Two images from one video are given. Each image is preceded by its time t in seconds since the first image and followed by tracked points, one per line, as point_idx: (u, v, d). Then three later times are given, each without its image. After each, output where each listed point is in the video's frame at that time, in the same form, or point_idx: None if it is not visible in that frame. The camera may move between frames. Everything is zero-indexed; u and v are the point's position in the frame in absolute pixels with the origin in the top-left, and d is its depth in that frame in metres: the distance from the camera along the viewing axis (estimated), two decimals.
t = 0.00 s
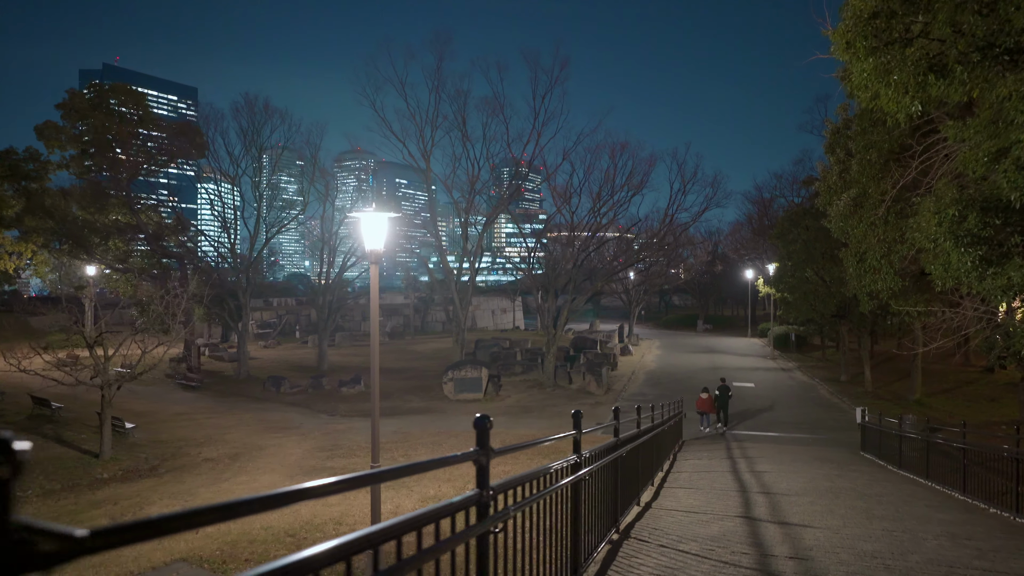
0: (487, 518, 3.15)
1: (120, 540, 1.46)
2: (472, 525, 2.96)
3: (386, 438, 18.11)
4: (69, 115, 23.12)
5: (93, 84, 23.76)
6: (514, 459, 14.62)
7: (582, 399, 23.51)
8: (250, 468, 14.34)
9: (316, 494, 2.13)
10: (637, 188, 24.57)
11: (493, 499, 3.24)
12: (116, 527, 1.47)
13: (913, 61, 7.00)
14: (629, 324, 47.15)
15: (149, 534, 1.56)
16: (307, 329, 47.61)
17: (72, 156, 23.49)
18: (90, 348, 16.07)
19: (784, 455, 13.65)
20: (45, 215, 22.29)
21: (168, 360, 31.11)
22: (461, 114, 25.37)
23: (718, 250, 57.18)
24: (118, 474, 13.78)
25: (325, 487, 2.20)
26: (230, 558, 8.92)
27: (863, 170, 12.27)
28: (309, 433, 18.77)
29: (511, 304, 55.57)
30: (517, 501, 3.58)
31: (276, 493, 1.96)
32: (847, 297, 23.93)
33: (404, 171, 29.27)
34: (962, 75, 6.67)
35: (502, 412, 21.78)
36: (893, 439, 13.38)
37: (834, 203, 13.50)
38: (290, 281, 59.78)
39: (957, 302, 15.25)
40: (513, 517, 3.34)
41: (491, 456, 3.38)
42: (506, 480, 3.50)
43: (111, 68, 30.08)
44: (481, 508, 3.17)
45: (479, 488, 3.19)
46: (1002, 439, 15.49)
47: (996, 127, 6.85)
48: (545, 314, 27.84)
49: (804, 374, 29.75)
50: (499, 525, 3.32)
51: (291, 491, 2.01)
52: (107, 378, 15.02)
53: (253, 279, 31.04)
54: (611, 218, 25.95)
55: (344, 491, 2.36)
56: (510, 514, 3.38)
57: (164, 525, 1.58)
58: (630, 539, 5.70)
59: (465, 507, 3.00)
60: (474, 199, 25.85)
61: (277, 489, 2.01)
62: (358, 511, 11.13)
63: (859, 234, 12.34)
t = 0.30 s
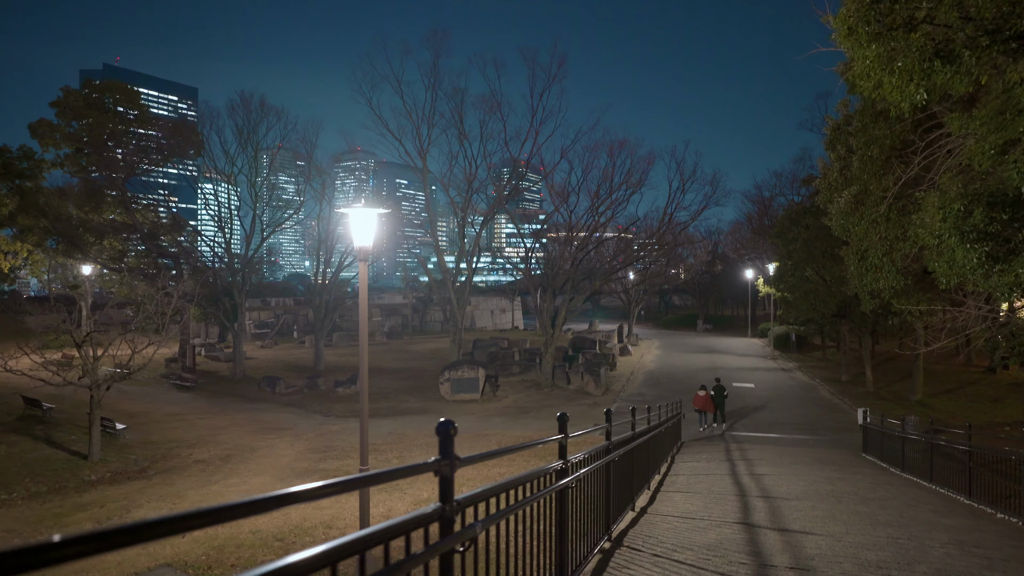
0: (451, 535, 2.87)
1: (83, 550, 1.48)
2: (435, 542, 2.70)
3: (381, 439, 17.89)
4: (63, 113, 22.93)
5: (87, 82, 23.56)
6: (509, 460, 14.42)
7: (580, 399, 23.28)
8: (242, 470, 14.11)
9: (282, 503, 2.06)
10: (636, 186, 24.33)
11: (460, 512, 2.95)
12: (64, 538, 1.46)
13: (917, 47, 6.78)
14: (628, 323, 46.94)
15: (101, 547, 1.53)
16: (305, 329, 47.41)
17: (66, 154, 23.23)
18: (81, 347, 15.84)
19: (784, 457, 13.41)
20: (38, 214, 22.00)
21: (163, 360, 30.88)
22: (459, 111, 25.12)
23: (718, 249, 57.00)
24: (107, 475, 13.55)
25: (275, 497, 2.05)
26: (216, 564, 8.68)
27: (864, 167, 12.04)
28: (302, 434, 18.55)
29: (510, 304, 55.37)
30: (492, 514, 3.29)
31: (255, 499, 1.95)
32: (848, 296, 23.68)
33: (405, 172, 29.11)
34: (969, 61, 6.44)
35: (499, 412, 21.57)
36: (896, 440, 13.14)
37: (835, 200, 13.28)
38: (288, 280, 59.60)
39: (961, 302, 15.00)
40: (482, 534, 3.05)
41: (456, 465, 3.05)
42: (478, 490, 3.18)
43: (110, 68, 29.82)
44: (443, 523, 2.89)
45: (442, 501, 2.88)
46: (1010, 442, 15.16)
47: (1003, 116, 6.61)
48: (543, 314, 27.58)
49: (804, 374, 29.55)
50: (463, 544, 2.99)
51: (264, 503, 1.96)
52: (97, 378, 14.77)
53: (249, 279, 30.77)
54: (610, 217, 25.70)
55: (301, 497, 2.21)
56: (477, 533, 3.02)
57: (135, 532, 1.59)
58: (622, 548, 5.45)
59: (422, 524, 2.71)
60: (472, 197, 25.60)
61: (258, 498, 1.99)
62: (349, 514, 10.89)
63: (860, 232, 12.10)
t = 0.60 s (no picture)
0: (411, 546, 2.63)
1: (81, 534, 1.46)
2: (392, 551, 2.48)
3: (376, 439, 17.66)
4: (55, 109, 22.87)
5: (80, 79, 23.36)
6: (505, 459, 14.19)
7: (578, 399, 23.03)
8: (233, 471, 13.86)
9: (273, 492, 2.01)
10: (634, 184, 24.07)
11: (419, 520, 2.71)
12: (60, 521, 1.42)
13: (925, 28, 6.55)
14: (627, 323, 46.70)
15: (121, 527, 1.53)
16: (303, 328, 47.19)
17: (60, 151, 23.23)
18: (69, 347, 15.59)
19: (785, 457, 13.17)
20: (30, 212, 21.73)
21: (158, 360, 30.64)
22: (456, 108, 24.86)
23: (718, 249, 56.76)
24: (95, 476, 13.30)
25: (235, 495, 1.88)
26: (200, 567, 8.44)
27: (866, 161, 11.80)
28: (296, 434, 18.31)
29: (509, 304, 55.14)
30: (462, 521, 3.04)
31: (247, 488, 1.91)
32: (848, 295, 23.46)
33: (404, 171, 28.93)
34: (980, 40, 6.20)
35: (496, 412, 21.34)
36: (897, 441, 12.89)
37: (836, 196, 13.05)
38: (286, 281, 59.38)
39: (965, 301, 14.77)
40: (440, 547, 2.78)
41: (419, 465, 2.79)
42: (444, 496, 2.93)
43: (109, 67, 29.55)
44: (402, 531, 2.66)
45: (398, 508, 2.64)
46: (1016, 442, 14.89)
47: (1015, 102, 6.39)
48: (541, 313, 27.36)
49: (805, 374, 29.32)
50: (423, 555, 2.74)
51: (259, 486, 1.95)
52: (86, 378, 14.52)
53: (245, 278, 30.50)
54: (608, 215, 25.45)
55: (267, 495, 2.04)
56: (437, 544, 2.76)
57: (127, 519, 1.54)
58: (615, 553, 5.20)
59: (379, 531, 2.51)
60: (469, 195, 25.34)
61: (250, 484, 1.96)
62: (340, 516, 10.65)
63: (862, 227, 11.84)
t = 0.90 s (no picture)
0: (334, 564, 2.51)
1: (44, 527, 1.61)
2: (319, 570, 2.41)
3: (363, 440, 17.41)
4: (39, 106, 22.41)
5: (67, 75, 22.95)
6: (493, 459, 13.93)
7: (569, 399, 22.78)
8: (214, 473, 13.58)
9: (238, 487, 2.10)
10: (626, 182, 23.81)
11: (345, 536, 2.60)
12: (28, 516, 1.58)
13: (920, 10, 6.32)
14: (621, 323, 46.50)
15: (82, 520, 1.69)
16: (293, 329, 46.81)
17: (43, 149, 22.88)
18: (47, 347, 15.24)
19: (776, 457, 12.99)
20: (13, 211, 21.22)
21: (145, 361, 30.25)
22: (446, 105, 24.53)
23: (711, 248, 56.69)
24: (72, 479, 13.00)
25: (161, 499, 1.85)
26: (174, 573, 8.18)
27: (859, 157, 11.61)
28: (282, 435, 18.01)
29: (502, 304, 54.87)
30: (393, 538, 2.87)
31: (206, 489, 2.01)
32: (841, 293, 23.29)
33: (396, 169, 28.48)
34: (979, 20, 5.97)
35: (486, 413, 21.10)
36: (891, 440, 12.71)
37: (828, 193, 12.85)
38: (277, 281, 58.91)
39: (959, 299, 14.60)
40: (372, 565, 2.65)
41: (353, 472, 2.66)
42: (379, 508, 2.80)
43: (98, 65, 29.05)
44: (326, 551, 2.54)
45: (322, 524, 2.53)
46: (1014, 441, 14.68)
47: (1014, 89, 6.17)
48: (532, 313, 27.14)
49: (798, 373, 29.20)
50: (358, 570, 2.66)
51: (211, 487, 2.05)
52: (63, 379, 14.19)
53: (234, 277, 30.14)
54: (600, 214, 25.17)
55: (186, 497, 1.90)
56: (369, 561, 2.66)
57: (88, 512, 1.69)
58: (597, 560, 4.98)
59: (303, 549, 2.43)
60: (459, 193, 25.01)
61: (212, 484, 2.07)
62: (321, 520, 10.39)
63: (855, 224, 11.63)
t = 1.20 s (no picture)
0: None
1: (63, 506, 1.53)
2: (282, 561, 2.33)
3: (324, 440, 16.99)
4: None
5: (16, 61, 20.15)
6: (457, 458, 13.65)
7: (536, 398, 22.58)
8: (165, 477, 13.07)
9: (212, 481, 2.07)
10: (593, 179, 23.66)
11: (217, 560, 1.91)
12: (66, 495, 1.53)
13: None
14: (588, 321, 46.52)
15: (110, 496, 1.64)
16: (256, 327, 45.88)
17: None
18: None
19: (741, 454, 12.93)
20: None
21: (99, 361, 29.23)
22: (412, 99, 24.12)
23: (678, 247, 57.10)
24: (13, 485, 12.38)
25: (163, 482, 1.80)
26: None
27: (823, 153, 11.64)
28: (240, 437, 17.49)
29: (469, 302, 54.56)
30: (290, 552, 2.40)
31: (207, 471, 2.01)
32: (805, 291, 23.50)
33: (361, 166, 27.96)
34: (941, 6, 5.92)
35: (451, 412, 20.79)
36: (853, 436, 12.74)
37: (793, 189, 12.84)
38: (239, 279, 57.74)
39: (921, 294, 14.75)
40: None
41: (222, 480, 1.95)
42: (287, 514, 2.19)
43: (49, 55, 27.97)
44: None
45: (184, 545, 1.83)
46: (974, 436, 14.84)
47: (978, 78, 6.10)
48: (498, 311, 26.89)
49: (763, 370, 29.46)
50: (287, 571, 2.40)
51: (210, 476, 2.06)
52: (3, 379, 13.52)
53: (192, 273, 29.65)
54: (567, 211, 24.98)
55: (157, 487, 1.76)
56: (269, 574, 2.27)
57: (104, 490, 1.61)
58: (549, 565, 4.77)
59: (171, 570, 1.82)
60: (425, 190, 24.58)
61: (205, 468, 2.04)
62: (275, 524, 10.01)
63: (818, 220, 11.63)
